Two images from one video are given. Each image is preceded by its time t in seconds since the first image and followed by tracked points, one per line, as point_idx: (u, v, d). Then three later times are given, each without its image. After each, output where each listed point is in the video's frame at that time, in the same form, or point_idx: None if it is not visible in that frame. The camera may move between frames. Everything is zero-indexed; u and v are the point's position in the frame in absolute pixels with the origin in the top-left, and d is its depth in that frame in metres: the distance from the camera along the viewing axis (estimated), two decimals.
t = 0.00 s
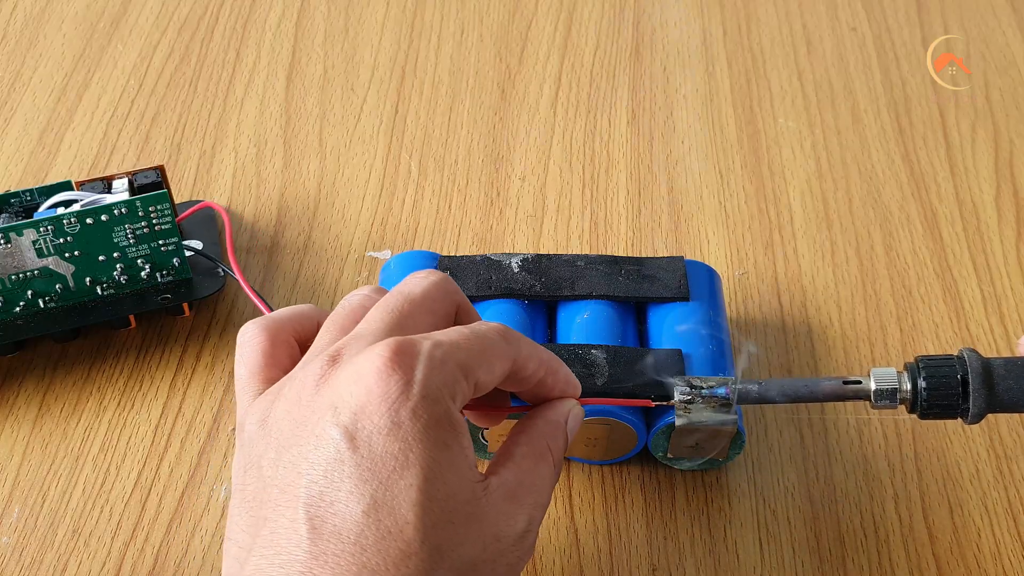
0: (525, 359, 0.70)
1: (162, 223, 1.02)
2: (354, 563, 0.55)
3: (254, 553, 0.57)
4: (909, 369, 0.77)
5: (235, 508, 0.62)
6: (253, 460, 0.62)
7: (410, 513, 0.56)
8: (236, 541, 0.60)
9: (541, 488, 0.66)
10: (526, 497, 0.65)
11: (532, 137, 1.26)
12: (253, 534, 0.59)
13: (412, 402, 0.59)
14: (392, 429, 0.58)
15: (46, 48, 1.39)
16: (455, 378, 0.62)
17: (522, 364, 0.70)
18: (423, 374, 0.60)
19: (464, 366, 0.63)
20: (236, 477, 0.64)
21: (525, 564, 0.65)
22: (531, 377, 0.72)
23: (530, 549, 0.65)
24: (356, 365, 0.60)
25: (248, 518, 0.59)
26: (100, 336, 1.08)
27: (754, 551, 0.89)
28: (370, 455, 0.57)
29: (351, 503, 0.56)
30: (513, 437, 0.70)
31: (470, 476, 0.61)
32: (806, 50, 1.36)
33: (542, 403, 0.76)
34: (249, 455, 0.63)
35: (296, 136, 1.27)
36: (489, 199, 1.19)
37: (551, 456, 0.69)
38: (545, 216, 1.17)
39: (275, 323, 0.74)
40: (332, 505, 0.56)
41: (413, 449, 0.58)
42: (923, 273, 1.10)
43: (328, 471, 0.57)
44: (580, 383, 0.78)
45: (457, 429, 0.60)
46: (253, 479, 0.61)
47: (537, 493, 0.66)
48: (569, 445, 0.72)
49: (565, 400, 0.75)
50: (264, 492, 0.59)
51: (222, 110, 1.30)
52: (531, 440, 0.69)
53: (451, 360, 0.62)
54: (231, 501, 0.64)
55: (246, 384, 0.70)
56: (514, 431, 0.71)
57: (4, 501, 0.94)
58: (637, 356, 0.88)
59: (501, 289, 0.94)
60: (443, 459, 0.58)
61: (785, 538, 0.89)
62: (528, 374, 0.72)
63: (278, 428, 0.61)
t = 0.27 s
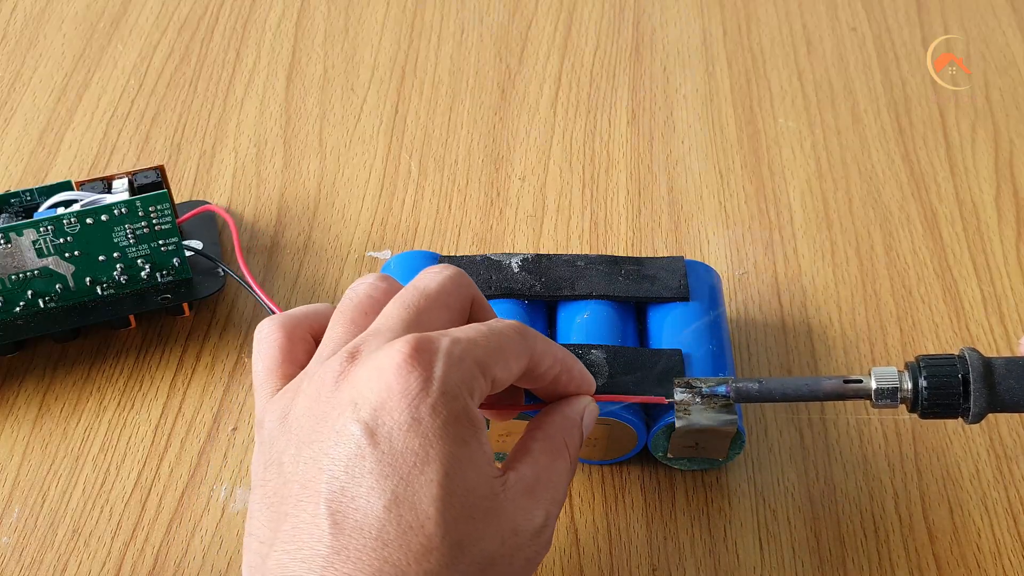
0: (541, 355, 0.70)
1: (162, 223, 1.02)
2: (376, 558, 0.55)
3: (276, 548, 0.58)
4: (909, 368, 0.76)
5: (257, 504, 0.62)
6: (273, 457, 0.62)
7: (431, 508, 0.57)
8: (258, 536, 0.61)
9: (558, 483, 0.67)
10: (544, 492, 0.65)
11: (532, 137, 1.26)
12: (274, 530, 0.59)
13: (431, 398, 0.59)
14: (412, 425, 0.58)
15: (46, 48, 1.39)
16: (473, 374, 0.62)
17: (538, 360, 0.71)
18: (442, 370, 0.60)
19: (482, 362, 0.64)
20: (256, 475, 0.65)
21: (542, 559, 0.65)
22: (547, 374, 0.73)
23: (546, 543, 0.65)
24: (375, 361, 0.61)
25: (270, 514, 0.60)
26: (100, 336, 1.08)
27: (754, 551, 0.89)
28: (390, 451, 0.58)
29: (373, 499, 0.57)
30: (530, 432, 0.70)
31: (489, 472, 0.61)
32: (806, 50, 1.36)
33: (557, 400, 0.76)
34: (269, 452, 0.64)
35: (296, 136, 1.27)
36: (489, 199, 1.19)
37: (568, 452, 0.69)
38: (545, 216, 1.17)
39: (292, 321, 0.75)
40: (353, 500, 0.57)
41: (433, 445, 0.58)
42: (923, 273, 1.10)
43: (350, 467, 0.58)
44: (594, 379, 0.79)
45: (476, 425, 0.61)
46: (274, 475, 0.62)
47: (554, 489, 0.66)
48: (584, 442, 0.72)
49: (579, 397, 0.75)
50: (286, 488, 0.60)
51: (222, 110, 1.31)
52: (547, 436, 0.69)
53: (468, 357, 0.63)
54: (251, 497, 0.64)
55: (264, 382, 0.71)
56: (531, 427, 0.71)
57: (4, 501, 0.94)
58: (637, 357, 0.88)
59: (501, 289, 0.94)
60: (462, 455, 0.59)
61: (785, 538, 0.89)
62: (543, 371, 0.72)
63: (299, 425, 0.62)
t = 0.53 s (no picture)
0: (553, 356, 0.71)
1: (162, 222, 1.02)
2: (395, 552, 0.57)
3: (296, 543, 0.59)
4: (914, 368, 0.76)
5: (276, 499, 0.63)
6: (292, 453, 0.63)
7: (449, 504, 0.58)
8: (278, 531, 0.62)
9: (571, 480, 0.67)
10: (558, 489, 0.66)
11: (532, 136, 1.26)
12: (294, 525, 0.60)
13: (448, 395, 0.60)
14: (429, 422, 0.59)
15: (46, 48, 1.39)
16: (488, 372, 0.63)
17: (550, 361, 0.71)
18: (458, 367, 0.61)
19: (496, 361, 0.64)
20: (274, 470, 0.66)
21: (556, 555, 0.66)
22: (559, 375, 0.73)
23: (560, 540, 0.66)
24: (392, 358, 0.62)
25: (290, 509, 0.61)
26: (100, 336, 1.08)
27: (755, 551, 0.89)
28: (408, 447, 0.58)
29: (391, 495, 0.58)
30: (543, 432, 0.71)
31: (504, 468, 0.62)
32: (806, 50, 1.36)
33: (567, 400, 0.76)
34: (287, 448, 0.65)
35: (296, 136, 1.27)
36: (489, 199, 1.19)
37: (580, 451, 0.70)
38: (545, 216, 1.17)
39: (308, 319, 0.76)
40: (372, 496, 0.58)
41: (449, 441, 0.59)
42: (923, 273, 1.10)
43: (368, 462, 0.58)
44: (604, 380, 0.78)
45: (491, 422, 0.61)
46: (293, 471, 0.63)
47: (567, 486, 0.67)
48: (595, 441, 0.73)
49: (590, 395, 0.75)
50: (305, 483, 0.61)
51: (222, 110, 1.30)
52: (560, 435, 0.70)
53: (483, 355, 0.63)
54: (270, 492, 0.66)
55: (281, 380, 0.73)
56: (544, 427, 0.72)
57: (4, 501, 0.94)
58: (637, 357, 0.88)
59: (501, 289, 0.94)
60: (478, 452, 0.60)
61: (785, 538, 0.89)
62: (555, 371, 0.72)
63: (317, 421, 0.63)
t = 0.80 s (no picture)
0: (554, 356, 0.71)
1: (162, 222, 1.02)
2: (403, 550, 0.57)
3: (304, 541, 0.59)
4: (918, 367, 0.76)
5: (283, 498, 0.63)
6: (298, 453, 0.63)
7: (455, 502, 0.58)
8: (285, 529, 0.62)
9: (581, 484, 0.68)
10: (566, 491, 0.66)
11: (532, 136, 1.26)
12: (301, 524, 0.60)
13: (453, 394, 0.60)
14: (435, 421, 0.59)
15: (46, 49, 1.39)
16: (492, 372, 0.63)
17: (551, 362, 0.71)
18: (463, 366, 0.61)
19: (500, 360, 0.64)
20: (281, 469, 0.66)
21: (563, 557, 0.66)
22: (558, 377, 0.72)
23: (568, 542, 0.66)
24: (397, 357, 0.62)
25: (297, 508, 0.61)
26: (100, 336, 1.08)
27: (755, 551, 0.89)
28: (414, 446, 0.58)
29: (397, 493, 0.58)
30: (552, 436, 0.71)
31: (510, 468, 0.62)
32: (805, 50, 1.36)
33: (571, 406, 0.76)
34: (293, 447, 0.65)
35: (296, 136, 1.27)
36: (489, 199, 1.19)
37: (590, 457, 0.70)
38: (545, 216, 1.17)
39: (315, 321, 0.76)
40: (379, 494, 0.58)
41: (455, 440, 0.59)
42: (923, 273, 1.10)
43: (374, 461, 0.58)
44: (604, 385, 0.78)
45: (496, 422, 0.61)
46: (299, 469, 0.63)
47: (577, 490, 0.67)
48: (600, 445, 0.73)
49: (589, 399, 0.76)
50: (312, 482, 0.61)
51: (222, 110, 1.30)
52: (571, 440, 0.70)
53: (488, 354, 0.63)
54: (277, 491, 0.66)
55: (289, 382, 0.73)
56: (552, 432, 0.72)
57: (4, 501, 0.94)
58: (637, 356, 0.88)
59: (501, 289, 0.94)
60: (484, 450, 0.60)
61: (785, 538, 0.89)
62: (555, 372, 0.72)
63: (323, 420, 0.63)
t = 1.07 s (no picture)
0: (557, 356, 0.71)
1: (162, 222, 1.02)
2: (405, 542, 0.56)
3: (307, 533, 0.59)
4: (911, 369, 0.76)
5: (287, 492, 0.63)
6: (303, 446, 0.63)
7: (458, 495, 0.58)
8: (288, 522, 0.62)
9: (587, 485, 0.67)
10: (571, 491, 0.66)
11: (532, 136, 1.26)
12: (303, 516, 0.60)
13: (458, 389, 0.60)
14: (441, 414, 0.59)
15: (45, 49, 1.39)
16: (496, 368, 0.64)
17: (553, 361, 0.71)
18: (468, 362, 0.62)
19: (504, 357, 0.65)
20: (285, 463, 0.66)
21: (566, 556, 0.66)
22: (560, 377, 0.72)
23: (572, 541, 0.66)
24: (403, 351, 0.62)
25: (300, 500, 0.61)
26: (100, 336, 1.08)
27: (755, 551, 0.89)
28: (419, 438, 0.58)
29: (402, 485, 0.57)
30: (559, 437, 0.71)
31: (513, 464, 0.62)
32: (805, 50, 1.36)
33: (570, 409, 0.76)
34: (299, 441, 0.65)
35: (296, 136, 1.27)
36: (488, 199, 1.19)
37: (597, 457, 0.70)
38: (545, 216, 1.17)
39: (325, 319, 0.76)
40: (383, 486, 0.58)
41: (460, 434, 0.59)
42: (923, 273, 1.10)
43: (379, 453, 0.58)
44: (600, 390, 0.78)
45: (499, 417, 0.62)
46: (304, 462, 0.62)
47: (584, 489, 0.67)
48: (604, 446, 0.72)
49: (587, 399, 0.75)
50: (316, 474, 0.61)
51: (222, 110, 1.31)
52: (578, 441, 0.70)
53: (492, 351, 0.64)
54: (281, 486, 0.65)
55: (298, 378, 0.73)
56: (558, 433, 0.72)
57: (4, 501, 0.94)
58: (637, 356, 0.88)
59: (501, 290, 0.94)
60: (488, 445, 0.60)
61: (785, 538, 0.89)
62: (555, 372, 0.72)
63: (328, 413, 0.63)
